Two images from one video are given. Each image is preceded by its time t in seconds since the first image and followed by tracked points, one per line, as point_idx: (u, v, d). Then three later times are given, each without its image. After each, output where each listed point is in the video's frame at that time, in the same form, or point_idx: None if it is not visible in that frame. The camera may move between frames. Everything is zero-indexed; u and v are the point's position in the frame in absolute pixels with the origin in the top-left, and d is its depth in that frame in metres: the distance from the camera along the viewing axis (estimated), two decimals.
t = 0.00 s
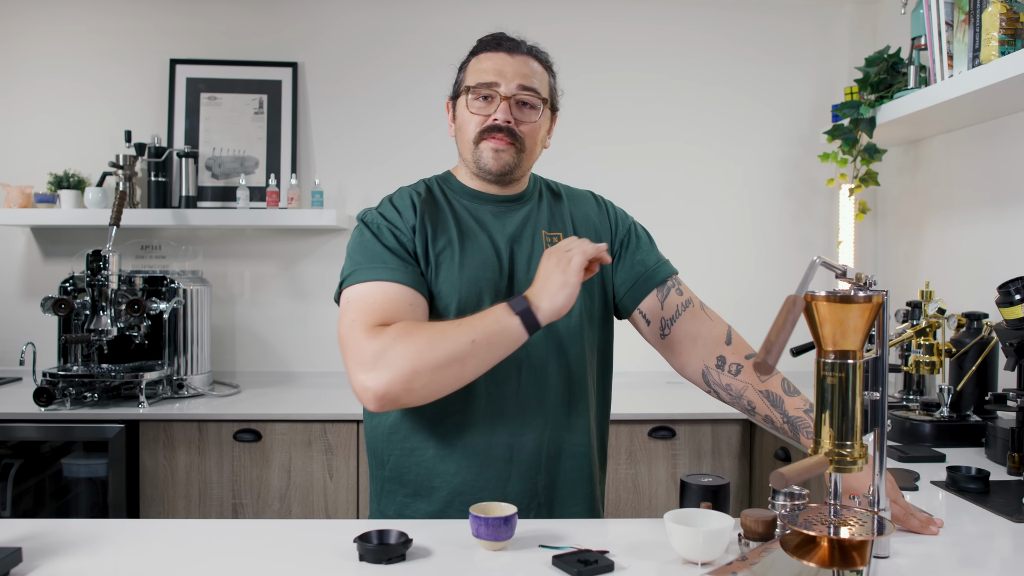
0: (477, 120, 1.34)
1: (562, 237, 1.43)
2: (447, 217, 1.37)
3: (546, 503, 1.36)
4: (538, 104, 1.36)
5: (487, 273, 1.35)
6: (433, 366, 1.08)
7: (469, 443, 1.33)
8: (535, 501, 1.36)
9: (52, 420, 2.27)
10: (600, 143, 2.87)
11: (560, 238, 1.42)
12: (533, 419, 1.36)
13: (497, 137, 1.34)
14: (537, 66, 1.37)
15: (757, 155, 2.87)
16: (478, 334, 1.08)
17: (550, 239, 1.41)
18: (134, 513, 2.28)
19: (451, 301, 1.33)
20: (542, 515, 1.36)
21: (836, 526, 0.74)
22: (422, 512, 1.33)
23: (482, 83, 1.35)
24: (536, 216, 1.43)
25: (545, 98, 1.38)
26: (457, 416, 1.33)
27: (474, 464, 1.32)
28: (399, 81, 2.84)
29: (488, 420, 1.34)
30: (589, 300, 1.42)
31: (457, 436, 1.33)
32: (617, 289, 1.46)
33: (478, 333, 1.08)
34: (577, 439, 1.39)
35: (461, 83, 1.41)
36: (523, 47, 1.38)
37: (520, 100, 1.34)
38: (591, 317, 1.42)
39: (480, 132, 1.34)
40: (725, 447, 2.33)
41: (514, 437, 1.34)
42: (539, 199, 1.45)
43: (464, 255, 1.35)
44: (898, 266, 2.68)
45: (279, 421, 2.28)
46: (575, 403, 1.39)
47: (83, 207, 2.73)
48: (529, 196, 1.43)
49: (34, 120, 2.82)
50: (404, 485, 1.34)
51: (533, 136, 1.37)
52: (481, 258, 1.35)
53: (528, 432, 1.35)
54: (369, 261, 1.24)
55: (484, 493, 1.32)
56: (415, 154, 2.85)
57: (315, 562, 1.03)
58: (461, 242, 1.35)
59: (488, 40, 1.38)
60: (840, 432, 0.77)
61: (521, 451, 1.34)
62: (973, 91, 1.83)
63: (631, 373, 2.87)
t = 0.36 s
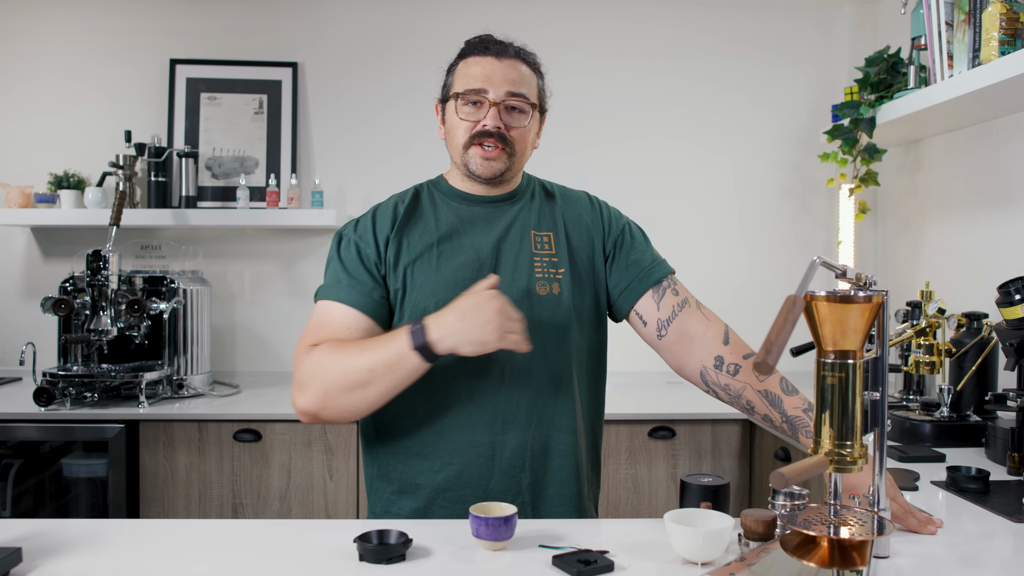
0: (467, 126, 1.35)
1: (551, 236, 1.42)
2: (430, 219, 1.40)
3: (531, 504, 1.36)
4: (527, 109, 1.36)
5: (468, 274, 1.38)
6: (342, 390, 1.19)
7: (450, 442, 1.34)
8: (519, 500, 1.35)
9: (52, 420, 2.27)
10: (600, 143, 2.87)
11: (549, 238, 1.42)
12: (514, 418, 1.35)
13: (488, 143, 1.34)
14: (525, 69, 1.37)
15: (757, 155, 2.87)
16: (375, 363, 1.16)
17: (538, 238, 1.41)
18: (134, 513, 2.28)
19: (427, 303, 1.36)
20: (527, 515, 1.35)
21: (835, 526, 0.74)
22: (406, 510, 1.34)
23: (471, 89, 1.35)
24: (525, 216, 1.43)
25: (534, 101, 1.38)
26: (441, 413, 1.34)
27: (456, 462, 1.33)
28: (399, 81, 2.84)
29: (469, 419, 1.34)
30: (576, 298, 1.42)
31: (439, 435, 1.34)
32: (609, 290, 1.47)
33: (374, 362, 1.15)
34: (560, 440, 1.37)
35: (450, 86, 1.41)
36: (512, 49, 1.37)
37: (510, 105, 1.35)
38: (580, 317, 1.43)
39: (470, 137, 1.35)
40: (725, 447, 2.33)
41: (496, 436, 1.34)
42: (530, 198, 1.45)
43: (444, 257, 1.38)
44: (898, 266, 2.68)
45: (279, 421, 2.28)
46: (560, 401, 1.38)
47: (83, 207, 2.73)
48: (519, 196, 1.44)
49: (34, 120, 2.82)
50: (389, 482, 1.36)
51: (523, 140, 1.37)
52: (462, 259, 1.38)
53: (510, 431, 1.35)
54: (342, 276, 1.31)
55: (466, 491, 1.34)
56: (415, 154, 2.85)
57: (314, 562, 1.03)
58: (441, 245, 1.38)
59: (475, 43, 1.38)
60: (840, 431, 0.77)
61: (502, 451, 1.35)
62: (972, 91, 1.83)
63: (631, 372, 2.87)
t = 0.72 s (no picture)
0: (462, 126, 1.35)
1: (541, 238, 1.42)
2: (417, 223, 1.42)
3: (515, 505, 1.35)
4: (520, 107, 1.37)
5: (454, 275, 1.38)
6: (297, 403, 1.30)
7: (433, 442, 1.35)
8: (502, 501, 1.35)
9: (52, 420, 2.27)
10: (600, 143, 2.87)
11: (539, 240, 1.42)
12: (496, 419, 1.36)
13: (483, 143, 1.35)
14: (516, 67, 1.38)
15: (756, 155, 2.88)
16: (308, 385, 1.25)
17: (528, 240, 1.41)
18: (134, 513, 2.28)
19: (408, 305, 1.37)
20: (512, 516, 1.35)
21: (836, 526, 0.74)
22: (392, 509, 1.36)
23: (464, 89, 1.35)
24: (515, 218, 1.43)
25: (525, 99, 1.39)
26: (425, 413, 1.36)
27: (439, 462, 1.34)
28: (399, 81, 2.84)
29: (451, 420, 1.35)
30: (566, 300, 1.41)
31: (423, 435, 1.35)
32: (603, 294, 1.46)
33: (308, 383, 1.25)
34: (544, 443, 1.36)
35: (439, 87, 1.41)
36: (501, 48, 1.38)
37: (503, 104, 1.35)
38: (571, 319, 1.42)
39: (466, 138, 1.35)
40: (725, 447, 2.33)
41: (478, 437, 1.35)
42: (521, 200, 1.45)
43: (430, 259, 1.39)
44: (898, 266, 2.68)
45: (279, 421, 2.28)
46: (544, 402, 1.36)
47: (83, 207, 2.73)
48: (510, 198, 1.44)
49: (34, 120, 2.82)
50: (376, 481, 1.37)
51: (516, 138, 1.38)
52: (448, 261, 1.39)
53: (493, 432, 1.35)
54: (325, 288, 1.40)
55: (449, 491, 1.34)
56: (415, 154, 2.85)
57: (314, 562, 1.03)
58: (426, 248, 1.40)
59: (464, 43, 1.38)
60: (840, 432, 0.77)
61: (484, 451, 1.35)
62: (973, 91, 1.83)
63: (631, 373, 2.88)
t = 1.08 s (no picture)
0: (464, 122, 1.35)
1: (540, 236, 1.42)
2: (415, 220, 1.42)
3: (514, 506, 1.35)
4: (523, 104, 1.37)
5: (451, 272, 1.38)
6: (306, 410, 1.32)
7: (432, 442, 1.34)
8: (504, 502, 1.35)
9: (52, 420, 2.27)
10: (600, 143, 2.87)
11: (538, 238, 1.42)
12: (494, 418, 1.36)
13: (486, 139, 1.34)
14: (519, 65, 1.38)
15: (756, 155, 2.87)
16: (324, 398, 1.27)
17: (527, 238, 1.41)
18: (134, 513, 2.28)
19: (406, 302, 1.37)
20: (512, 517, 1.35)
21: (836, 526, 0.74)
22: (392, 509, 1.36)
23: (467, 84, 1.35)
24: (514, 216, 1.43)
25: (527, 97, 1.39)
26: (424, 413, 1.35)
27: (439, 463, 1.34)
28: (399, 81, 2.84)
29: (450, 418, 1.35)
30: (565, 299, 1.41)
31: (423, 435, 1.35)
32: (602, 293, 1.46)
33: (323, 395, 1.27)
34: (544, 443, 1.36)
35: (441, 83, 1.41)
36: (504, 47, 1.39)
37: (506, 100, 1.35)
38: (569, 317, 1.42)
39: (468, 133, 1.35)
40: (725, 447, 2.33)
41: (477, 437, 1.35)
42: (521, 198, 1.45)
43: (428, 256, 1.39)
44: (898, 266, 2.68)
45: (279, 421, 2.28)
46: (542, 401, 1.37)
47: (83, 207, 2.73)
48: (509, 195, 1.44)
49: (34, 120, 2.82)
50: (376, 482, 1.37)
51: (518, 136, 1.38)
52: (446, 258, 1.38)
53: (492, 431, 1.35)
54: (322, 288, 1.40)
55: (448, 491, 1.34)
56: (415, 154, 2.85)
57: (314, 563, 1.03)
58: (424, 245, 1.40)
59: (468, 40, 1.39)
60: (840, 431, 0.77)
61: (483, 451, 1.35)
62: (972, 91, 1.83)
63: (631, 373, 2.88)
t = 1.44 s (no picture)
0: (463, 126, 1.35)
1: (545, 236, 1.43)
2: (420, 220, 1.41)
3: (519, 506, 1.36)
4: (523, 107, 1.37)
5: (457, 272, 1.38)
6: (315, 394, 1.28)
7: (437, 441, 1.34)
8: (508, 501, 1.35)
9: (52, 420, 2.27)
10: (600, 143, 2.87)
11: (543, 237, 1.42)
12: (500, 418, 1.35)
13: (485, 142, 1.35)
14: (520, 68, 1.38)
15: (756, 155, 2.87)
16: (332, 370, 1.24)
17: (532, 238, 1.41)
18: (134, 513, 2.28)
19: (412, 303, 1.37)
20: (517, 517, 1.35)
21: (836, 526, 0.74)
22: (397, 510, 1.36)
23: (466, 88, 1.35)
24: (519, 216, 1.43)
25: (528, 100, 1.39)
26: (429, 413, 1.35)
27: (444, 462, 1.34)
28: (399, 81, 2.84)
29: (455, 418, 1.34)
30: (570, 299, 1.41)
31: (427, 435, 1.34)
32: (606, 293, 1.46)
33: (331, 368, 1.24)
34: (549, 442, 1.36)
35: (443, 86, 1.41)
36: (505, 48, 1.38)
37: (505, 104, 1.35)
38: (574, 318, 1.42)
39: (467, 137, 1.35)
40: (725, 447, 2.33)
41: (483, 437, 1.34)
42: (526, 199, 1.46)
43: (433, 257, 1.39)
44: (898, 266, 2.68)
45: (279, 421, 2.28)
46: (547, 401, 1.37)
47: (83, 207, 2.73)
48: (513, 195, 1.44)
49: (34, 120, 2.82)
50: (379, 482, 1.37)
51: (518, 139, 1.38)
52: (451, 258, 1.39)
53: (497, 431, 1.35)
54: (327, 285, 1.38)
55: (453, 491, 1.34)
56: (415, 154, 2.85)
57: (314, 562, 1.03)
58: (430, 245, 1.40)
59: (468, 42, 1.38)
60: (840, 432, 0.77)
61: (488, 451, 1.34)
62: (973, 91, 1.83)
63: (631, 373, 2.88)
